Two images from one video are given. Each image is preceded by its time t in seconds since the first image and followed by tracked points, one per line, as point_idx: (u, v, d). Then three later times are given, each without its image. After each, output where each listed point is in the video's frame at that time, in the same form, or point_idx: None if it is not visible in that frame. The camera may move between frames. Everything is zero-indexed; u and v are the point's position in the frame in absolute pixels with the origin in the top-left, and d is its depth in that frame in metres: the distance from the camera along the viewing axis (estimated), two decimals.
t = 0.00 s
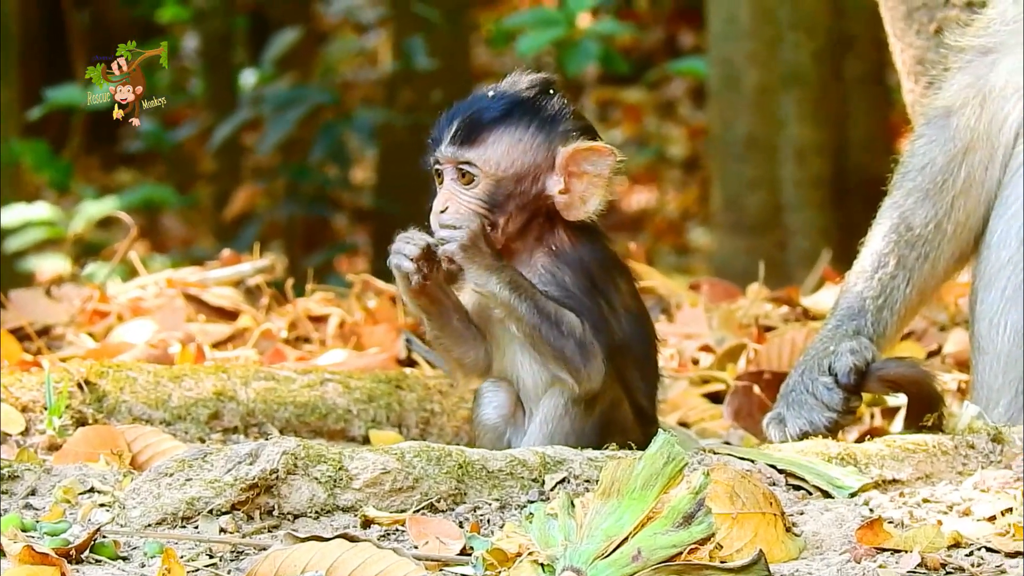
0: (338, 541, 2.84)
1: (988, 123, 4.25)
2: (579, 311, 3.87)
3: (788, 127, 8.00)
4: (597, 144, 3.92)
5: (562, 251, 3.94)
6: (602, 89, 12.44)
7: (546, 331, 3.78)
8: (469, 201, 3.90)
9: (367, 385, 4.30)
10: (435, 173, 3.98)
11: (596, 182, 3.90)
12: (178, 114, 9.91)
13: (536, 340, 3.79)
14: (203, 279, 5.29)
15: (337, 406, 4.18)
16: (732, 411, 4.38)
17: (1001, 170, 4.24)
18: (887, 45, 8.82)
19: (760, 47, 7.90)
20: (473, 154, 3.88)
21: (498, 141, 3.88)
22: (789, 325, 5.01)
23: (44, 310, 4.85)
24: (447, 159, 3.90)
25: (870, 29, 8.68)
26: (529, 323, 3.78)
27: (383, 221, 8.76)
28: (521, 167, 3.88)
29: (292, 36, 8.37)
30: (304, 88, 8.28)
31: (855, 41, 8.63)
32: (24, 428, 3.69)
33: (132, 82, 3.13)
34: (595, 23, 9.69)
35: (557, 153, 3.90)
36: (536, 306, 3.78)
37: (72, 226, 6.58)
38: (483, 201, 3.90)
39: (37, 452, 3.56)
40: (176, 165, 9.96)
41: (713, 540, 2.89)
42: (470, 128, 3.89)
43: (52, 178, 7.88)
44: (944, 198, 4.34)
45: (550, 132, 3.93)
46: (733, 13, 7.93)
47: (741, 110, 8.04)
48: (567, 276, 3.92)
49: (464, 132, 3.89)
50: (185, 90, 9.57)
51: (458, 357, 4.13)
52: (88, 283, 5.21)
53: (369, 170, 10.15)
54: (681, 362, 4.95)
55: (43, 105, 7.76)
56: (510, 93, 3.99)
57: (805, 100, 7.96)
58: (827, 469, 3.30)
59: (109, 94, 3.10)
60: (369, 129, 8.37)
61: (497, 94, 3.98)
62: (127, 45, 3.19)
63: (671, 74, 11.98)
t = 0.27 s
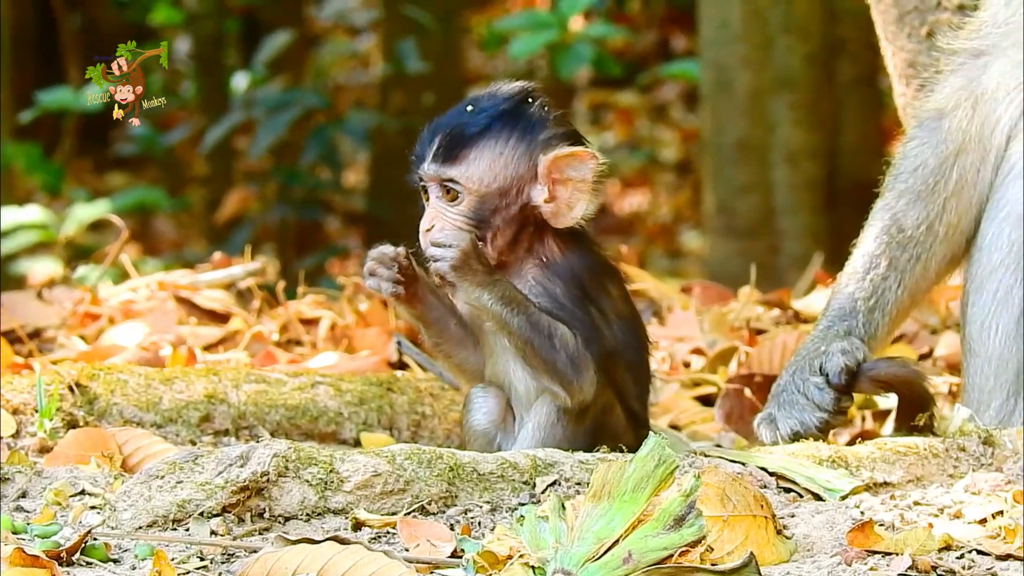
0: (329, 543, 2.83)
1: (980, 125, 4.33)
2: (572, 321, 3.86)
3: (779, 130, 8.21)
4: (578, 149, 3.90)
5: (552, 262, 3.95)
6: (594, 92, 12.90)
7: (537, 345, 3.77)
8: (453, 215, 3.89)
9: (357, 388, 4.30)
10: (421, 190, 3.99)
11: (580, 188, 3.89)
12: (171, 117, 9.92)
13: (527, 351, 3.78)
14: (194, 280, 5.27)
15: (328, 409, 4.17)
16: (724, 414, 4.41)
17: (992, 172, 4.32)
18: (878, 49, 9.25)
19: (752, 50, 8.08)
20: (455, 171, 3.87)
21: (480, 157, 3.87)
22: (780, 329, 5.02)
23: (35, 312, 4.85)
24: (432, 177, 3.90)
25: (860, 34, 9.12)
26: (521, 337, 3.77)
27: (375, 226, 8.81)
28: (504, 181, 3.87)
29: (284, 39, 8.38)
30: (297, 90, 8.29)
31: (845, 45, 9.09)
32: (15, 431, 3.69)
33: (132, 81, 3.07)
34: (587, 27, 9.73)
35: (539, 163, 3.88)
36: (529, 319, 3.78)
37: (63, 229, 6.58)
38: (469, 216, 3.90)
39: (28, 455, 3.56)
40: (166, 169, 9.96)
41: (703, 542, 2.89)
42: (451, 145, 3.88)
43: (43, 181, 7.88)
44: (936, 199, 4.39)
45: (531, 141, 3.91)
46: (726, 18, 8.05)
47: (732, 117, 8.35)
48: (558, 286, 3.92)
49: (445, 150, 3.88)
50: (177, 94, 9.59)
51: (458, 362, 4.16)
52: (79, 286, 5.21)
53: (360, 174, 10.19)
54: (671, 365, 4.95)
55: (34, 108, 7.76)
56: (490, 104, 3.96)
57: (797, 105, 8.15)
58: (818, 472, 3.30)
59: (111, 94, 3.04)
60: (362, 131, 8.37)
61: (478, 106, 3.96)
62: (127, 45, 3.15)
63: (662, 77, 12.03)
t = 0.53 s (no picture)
0: (319, 543, 2.83)
1: (971, 126, 4.38)
2: (543, 322, 3.81)
3: (769, 132, 8.39)
4: (553, 151, 3.80)
5: (536, 264, 3.89)
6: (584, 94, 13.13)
7: (505, 343, 3.74)
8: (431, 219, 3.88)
9: (348, 388, 4.30)
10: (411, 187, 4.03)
11: (554, 190, 3.81)
12: (163, 118, 9.92)
13: (496, 353, 3.76)
14: (184, 282, 5.28)
15: (318, 409, 4.18)
16: (714, 415, 4.39)
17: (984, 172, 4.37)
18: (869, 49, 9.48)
19: (742, 50, 8.20)
20: (431, 171, 3.88)
21: (454, 158, 3.86)
22: (770, 329, 5.02)
23: (25, 313, 4.85)
24: (413, 175, 3.93)
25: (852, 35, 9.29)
26: (490, 333, 3.75)
27: (364, 226, 8.86)
28: (477, 183, 3.84)
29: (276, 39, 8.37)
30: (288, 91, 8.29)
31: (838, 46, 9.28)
32: (5, 432, 3.69)
33: (130, 81, 2.98)
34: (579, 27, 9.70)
35: (511, 165, 3.80)
36: (500, 318, 3.75)
37: (53, 230, 6.59)
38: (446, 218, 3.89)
39: (18, 455, 3.57)
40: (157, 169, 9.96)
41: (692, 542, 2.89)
42: (430, 145, 3.89)
43: (35, 181, 7.88)
44: (928, 199, 4.43)
45: (508, 142, 3.82)
46: (715, 19, 8.18)
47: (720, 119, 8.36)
48: (538, 289, 3.87)
49: (424, 150, 3.89)
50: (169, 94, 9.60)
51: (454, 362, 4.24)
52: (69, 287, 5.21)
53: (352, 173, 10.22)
54: (661, 366, 4.95)
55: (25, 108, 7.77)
56: (482, 104, 3.91)
57: (786, 107, 8.37)
58: (808, 472, 3.30)
59: (108, 95, 2.95)
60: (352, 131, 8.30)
61: (463, 107, 3.93)
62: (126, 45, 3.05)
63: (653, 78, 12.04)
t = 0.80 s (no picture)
0: (312, 545, 2.82)
1: (976, 114, 4.41)
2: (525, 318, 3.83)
3: (763, 135, 8.40)
4: (529, 153, 3.85)
5: (510, 263, 3.90)
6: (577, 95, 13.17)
7: (491, 339, 3.78)
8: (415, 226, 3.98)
9: (341, 390, 4.32)
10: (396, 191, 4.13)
11: (531, 190, 3.87)
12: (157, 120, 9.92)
13: (481, 347, 3.80)
14: (177, 282, 5.29)
15: (311, 410, 4.19)
16: (707, 417, 4.38)
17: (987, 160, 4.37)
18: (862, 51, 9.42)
19: (735, 53, 8.27)
20: (411, 175, 3.97)
21: (432, 163, 3.93)
22: (763, 331, 5.03)
23: (18, 315, 4.84)
24: (395, 179, 4.02)
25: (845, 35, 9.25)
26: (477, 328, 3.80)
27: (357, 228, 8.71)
28: (454, 186, 3.91)
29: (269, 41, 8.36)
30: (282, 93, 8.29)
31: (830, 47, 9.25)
32: None
33: (131, 81, 2.97)
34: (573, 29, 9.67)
35: (488, 167, 3.87)
36: (485, 313, 3.79)
37: (47, 231, 6.58)
38: (429, 226, 3.97)
39: (11, 457, 3.56)
40: (152, 171, 9.96)
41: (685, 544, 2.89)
42: (409, 149, 3.96)
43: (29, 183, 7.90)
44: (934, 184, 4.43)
45: (486, 145, 3.88)
46: (709, 20, 8.31)
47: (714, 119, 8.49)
48: (514, 287, 3.87)
49: (403, 154, 3.97)
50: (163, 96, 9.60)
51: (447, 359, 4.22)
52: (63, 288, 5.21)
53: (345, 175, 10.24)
54: (654, 367, 4.96)
55: (18, 109, 7.79)
56: (462, 107, 3.97)
57: (779, 109, 8.35)
58: (801, 474, 3.30)
59: (108, 95, 2.94)
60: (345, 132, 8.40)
61: (443, 110, 4.00)
62: (126, 45, 3.04)
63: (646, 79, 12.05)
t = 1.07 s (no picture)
0: (309, 548, 2.82)
1: None
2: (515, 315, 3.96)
3: (759, 134, 8.39)
4: (536, 142, 4.03)
5: (502, 251, 4.08)
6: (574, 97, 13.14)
7: (490, 335, 3.87)
8: (421, 216, 4.12)
9: (337, 392, 4.35)
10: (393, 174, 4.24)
11: (540, 178, 4.05)
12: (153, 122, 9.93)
13: (478, 344, 3.88)
14: (174, 285, 5.31)
15: (307, 413, 4.20)
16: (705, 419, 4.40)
17: None
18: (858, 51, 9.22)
19: (732, 54, 8.35)
20: (416, 162, 4.09)
21: (443, 150, 4.05)
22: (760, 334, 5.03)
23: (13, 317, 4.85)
24: (398, 166, 4.14)
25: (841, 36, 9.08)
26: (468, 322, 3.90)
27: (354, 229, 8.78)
28: (459, 175, 4.07)
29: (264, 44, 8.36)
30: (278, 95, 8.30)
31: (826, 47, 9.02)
32: None
33: (131, 81, 2.99)
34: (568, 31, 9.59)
35: (495, 156, 4.03)
36: (479, 310, 3.89)
37: (44, 234, 6.59)
38: (435, 215, 4.11)
39: (7, 459, 3.57)
40: (148, 173, 9.97)
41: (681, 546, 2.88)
42: (414, 136, 4.08)
43: (25, 185, 7.92)
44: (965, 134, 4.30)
45: (492, 134, 4.03)
46: (704, 23, 8.46)
47: (710, 121, 8.53)
48: (509, 277, 4.04)
49: (408, 140, 4.09)
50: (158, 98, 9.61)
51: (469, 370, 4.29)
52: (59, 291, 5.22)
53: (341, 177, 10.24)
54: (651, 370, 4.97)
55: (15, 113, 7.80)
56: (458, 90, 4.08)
57: (775, 110, 8.34)
58: (797, 477, 3.30)
59: (108, 94, 2.96)
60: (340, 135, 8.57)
61: (445, 93, 4.10)
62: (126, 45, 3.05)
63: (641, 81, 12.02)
